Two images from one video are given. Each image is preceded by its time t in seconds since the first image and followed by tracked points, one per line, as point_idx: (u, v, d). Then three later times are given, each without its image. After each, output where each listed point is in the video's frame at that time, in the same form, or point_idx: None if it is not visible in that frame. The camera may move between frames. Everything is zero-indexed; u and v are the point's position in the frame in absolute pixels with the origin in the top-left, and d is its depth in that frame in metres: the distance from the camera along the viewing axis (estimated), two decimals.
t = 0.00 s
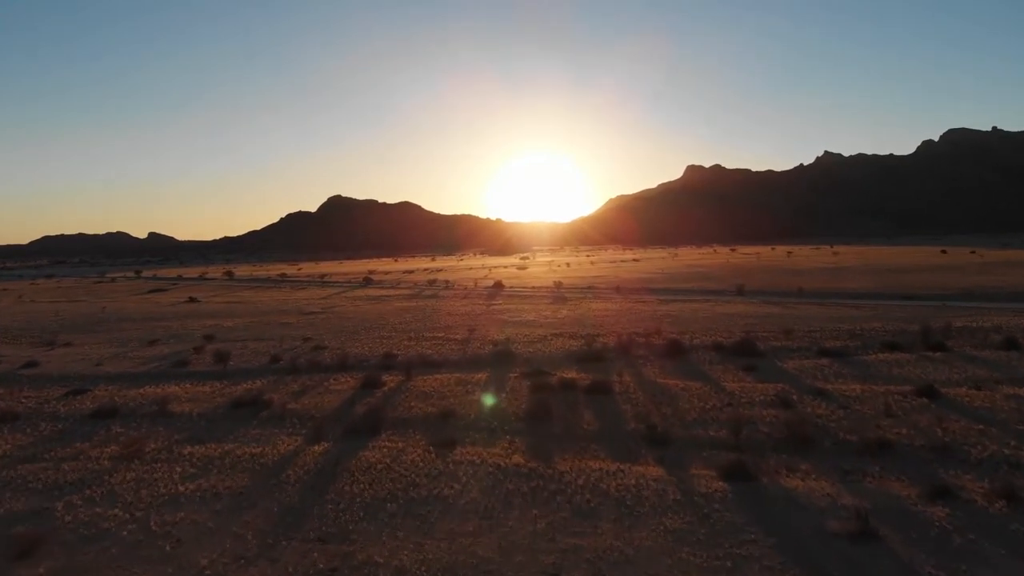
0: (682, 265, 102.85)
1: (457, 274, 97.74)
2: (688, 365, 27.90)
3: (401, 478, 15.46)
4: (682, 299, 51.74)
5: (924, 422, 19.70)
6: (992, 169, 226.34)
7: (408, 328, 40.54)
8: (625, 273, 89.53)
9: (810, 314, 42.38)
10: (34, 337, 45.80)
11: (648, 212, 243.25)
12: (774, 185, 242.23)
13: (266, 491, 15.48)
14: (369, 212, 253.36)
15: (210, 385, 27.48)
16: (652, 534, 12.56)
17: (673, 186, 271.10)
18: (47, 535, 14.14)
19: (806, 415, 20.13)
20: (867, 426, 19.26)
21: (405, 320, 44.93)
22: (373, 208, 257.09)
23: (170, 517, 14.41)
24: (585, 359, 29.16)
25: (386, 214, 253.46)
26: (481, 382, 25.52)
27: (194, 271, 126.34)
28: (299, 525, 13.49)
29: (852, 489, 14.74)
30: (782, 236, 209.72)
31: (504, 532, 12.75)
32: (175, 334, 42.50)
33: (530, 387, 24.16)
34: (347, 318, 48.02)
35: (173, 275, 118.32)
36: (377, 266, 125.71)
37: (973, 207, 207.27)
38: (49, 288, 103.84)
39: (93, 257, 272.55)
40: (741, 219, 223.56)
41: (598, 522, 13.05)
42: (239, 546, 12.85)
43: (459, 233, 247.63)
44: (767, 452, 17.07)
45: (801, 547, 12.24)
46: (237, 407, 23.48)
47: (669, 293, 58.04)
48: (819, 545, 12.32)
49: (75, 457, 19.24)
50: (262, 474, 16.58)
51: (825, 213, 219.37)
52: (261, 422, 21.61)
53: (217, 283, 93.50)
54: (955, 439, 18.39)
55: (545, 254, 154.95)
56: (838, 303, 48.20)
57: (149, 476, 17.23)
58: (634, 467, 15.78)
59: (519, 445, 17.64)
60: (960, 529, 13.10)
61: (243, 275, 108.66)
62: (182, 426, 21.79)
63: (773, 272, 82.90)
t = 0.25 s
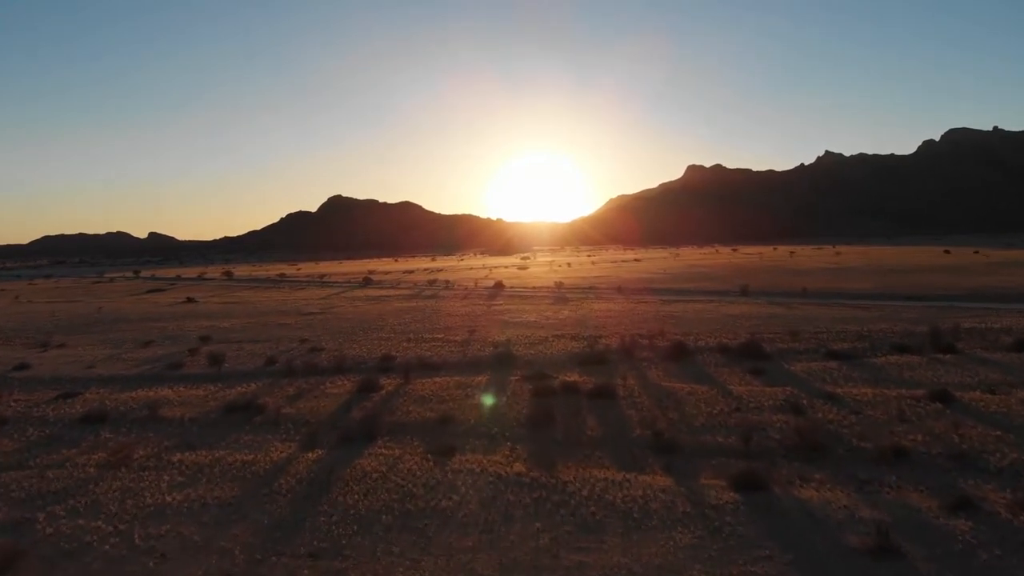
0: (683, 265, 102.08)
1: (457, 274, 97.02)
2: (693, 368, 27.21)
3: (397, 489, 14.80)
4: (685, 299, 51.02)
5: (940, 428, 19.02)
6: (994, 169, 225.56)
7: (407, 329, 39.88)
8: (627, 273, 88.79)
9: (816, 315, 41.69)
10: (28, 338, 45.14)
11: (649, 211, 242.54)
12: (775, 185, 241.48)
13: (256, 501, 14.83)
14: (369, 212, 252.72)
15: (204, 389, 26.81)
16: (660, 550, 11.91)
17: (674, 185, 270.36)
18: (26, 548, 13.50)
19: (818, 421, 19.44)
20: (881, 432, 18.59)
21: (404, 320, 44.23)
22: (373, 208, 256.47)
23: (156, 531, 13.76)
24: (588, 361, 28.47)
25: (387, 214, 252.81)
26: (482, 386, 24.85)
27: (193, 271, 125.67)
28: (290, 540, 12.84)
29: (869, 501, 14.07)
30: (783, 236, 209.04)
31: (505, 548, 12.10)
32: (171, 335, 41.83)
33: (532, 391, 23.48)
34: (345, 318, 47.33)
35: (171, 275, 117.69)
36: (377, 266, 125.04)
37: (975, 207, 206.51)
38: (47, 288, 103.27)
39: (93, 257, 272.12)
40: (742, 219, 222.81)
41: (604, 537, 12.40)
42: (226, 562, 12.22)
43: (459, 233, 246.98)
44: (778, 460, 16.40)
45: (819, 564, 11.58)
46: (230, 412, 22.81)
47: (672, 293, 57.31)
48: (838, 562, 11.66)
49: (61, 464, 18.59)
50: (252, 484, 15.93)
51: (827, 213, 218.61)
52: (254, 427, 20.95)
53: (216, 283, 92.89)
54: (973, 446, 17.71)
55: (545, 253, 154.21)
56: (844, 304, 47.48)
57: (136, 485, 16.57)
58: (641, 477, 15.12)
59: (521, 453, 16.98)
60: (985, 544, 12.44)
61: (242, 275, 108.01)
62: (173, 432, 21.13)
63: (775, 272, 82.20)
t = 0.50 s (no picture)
0: (685, 265, 101.37)
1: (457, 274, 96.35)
2: (699, 371, 26.55)
3: (394, 500, 14.15)
4: (688, 300, 50.32)
5: (956, 435, 18.37)
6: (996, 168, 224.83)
7: (406, 330, 39.24)
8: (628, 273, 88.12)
9: (822, 316, 41.02)
10: (22, 340, 44.49)
11: (650, 211, 241.84)
12: (776, 185, 240.75)
13: (245, 514, 14.18)
14: (369, 212, 252.08)
15: (197, 393, 26.15)
16: (670, 569, 11.27)
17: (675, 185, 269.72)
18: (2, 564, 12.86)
19: (829, 427, 18.80)
20: (896, 440, 17.94)
21: (404, 322, 43.58)
22: (373, 208, 255.83)
23: (139, 545, 13.13)
24: (591, 364, 27.81)
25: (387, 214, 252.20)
26: (482, 389, 24.20)
27: (192, 271, 125.01)
28: (279, 556, 12.20)
29: (888, 514, 13.43)
30: (785, 236, 208.37)
31: (506, 566, 11.45)
32: (166, 337, 41.21)
33: (533, 395, 22.84)
34: (344, 319, 46.66)
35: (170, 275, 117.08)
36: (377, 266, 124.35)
37: (977, 207, 205.75)
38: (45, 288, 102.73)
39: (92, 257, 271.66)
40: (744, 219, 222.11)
41: (611, 554, 11.75)
42: None
43: (460, 233, 246.36)
44: (791, 469, 15.76)
45: None
46: (223, 417, 22.16)
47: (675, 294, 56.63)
48: None
49: (46, 473, 17.95)
50: (242, 494, 15.28)
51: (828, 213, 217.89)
52: (247, 434, 20.30)
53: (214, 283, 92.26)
54: (992, 454, 17.07)
55: (546, 254, 153.61)
56: (849, 304, 46.80)
57: (122, 495, 15.94)
58: (648, 488, 14.48)
59: (522, 462, 16.34)
60: (1013, 560, 11.79)
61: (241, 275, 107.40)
62: (163, 438, 20.48)
63: (778, 272, 81.51)
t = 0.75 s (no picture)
0: (686, 266, 100.60)
1: (457, 274, 95.60)
2: (706, 375, 25.75)
3: (388, 516, 13.37)
4: (692, 302, 49.52)
5: (977, 444, 17.60)
6: (998, 168, 224.01)
7: (405, 332, 38.47)
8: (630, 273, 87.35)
9: (828, 318, 40.22)
10: (14, 341, 43.74)
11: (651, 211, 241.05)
12: (778, 185, 239.91)
13: (232, 530, 13.42)
14: (370, 212, 251.43)
15: (188, 397, 25.37)
16: None
17: (676, 185, 269.03)
18: None
19: (845, 437, 18.01)
20: (914, 449, 17.18)
21: (403, 323, 42.82)
22: (373, 208, 255.18)
23: (118, 565, 12.38)
24: (595, 368, 27.02)
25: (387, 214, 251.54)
26: (482, 394, 23.41)
27: (191, 271, 124.23)
28: None
29: (912, 533, 12.68)
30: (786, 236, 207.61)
31: None
32: (161, 339, 40.46)
33: (535, 400, 22.06)
34: (342, 320, 45.88)
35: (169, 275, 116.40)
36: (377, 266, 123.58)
37: (979, 207, 204.86)
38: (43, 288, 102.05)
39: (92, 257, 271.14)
40: (745, 219, 221.33)
41: None
42: None
43: (460, 233, 245.62)
44: (807, 482, 14.98)
45: None
46: (213, 423, 21.40)
47: (677, 295, 55.90)
48: None
49: (25, 483, 17.18)
50: (230, 508, 14.52)
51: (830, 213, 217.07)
52: (237, 441, 19.52)
53: (212, 283, 91.54)
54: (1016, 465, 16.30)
55: (547, 254, 153.31)
56: (856, 306, 45.99)
57: (103, 509, 15.18)
58: (658, 502, 13.73)
59: (524, 473, 15.56)
60: None
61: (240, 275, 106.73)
62: (151, 446, 19.73)
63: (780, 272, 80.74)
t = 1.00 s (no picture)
0: (688, 266, 99.86)
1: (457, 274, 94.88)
2: (713, 380, 25.04)
3: (383, 531, 12.69)
4: (695, 302, 48.80)
5: (998, 452, 16.91)
6: (1000, 168, 223.29)
7: (404, 333, 37.77)
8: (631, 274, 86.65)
9: (834, 320, 39.49)
10: (7, 343, 43.04)
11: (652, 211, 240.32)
12: (779, 185, 239.14)
13: (218, 545, 12.73)
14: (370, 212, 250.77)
15: (180, 402, 24.68)
16: None
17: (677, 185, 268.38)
18: None
19: (860, 446, 17.30)
20: (932, 459, 16.50)
21: (401, 324, 42.12)
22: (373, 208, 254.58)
23: None
24: (598, 371, 26.30)
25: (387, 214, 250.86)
26: (482, 399, 22.70)
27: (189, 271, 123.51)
28: None
29: (937, 550, 12.00)
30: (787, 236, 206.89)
31: None
32: (155, 341, 39.77)
33: (537, 405, 21.36)
34: (340, 322, 45.19)
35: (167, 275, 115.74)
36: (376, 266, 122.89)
37: (981, 206, 203.99)
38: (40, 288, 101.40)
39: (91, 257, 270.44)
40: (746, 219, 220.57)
41: None
42: None
43: (460, 233, 244.94)
44: (823, 494, 14.30)
45: None
46: (204, 429, 20.72)
47: (680, 295, 55.18)
48: None
49: (6, 493, 16.50)
50: (217, 522, 13.84)
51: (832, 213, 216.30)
52: (228, 449, 18.82)
53: (211, 284, 90.86)
54: None
55: (548, 254, 152.92)
56: (862, 307, 45.25)
57: (86, 521, 14.50)
58: (667, 516, 13.05)
59: (526, 484, 14.87)
60: None
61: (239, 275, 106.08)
62: (139, 453, 19.04)
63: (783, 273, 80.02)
